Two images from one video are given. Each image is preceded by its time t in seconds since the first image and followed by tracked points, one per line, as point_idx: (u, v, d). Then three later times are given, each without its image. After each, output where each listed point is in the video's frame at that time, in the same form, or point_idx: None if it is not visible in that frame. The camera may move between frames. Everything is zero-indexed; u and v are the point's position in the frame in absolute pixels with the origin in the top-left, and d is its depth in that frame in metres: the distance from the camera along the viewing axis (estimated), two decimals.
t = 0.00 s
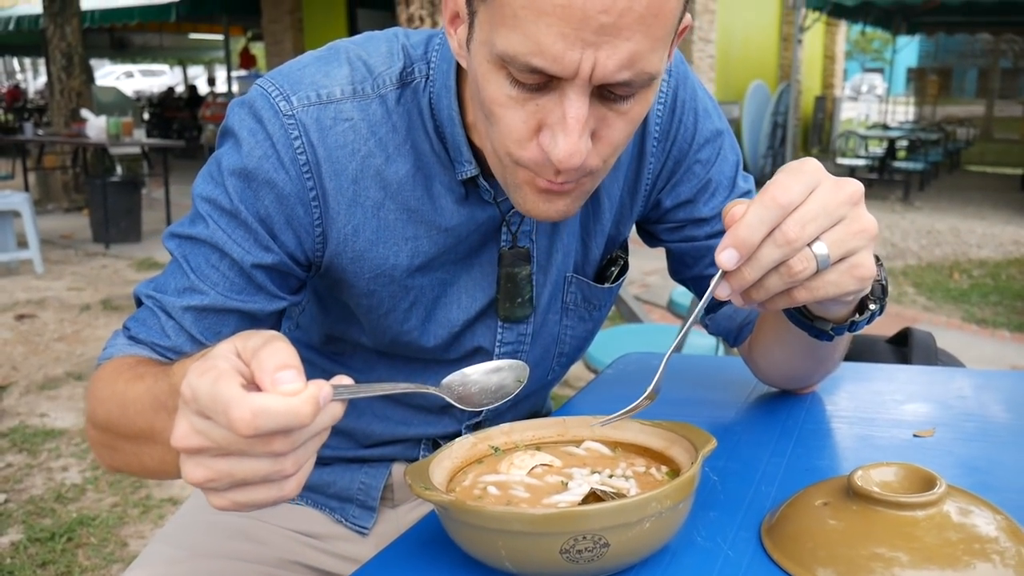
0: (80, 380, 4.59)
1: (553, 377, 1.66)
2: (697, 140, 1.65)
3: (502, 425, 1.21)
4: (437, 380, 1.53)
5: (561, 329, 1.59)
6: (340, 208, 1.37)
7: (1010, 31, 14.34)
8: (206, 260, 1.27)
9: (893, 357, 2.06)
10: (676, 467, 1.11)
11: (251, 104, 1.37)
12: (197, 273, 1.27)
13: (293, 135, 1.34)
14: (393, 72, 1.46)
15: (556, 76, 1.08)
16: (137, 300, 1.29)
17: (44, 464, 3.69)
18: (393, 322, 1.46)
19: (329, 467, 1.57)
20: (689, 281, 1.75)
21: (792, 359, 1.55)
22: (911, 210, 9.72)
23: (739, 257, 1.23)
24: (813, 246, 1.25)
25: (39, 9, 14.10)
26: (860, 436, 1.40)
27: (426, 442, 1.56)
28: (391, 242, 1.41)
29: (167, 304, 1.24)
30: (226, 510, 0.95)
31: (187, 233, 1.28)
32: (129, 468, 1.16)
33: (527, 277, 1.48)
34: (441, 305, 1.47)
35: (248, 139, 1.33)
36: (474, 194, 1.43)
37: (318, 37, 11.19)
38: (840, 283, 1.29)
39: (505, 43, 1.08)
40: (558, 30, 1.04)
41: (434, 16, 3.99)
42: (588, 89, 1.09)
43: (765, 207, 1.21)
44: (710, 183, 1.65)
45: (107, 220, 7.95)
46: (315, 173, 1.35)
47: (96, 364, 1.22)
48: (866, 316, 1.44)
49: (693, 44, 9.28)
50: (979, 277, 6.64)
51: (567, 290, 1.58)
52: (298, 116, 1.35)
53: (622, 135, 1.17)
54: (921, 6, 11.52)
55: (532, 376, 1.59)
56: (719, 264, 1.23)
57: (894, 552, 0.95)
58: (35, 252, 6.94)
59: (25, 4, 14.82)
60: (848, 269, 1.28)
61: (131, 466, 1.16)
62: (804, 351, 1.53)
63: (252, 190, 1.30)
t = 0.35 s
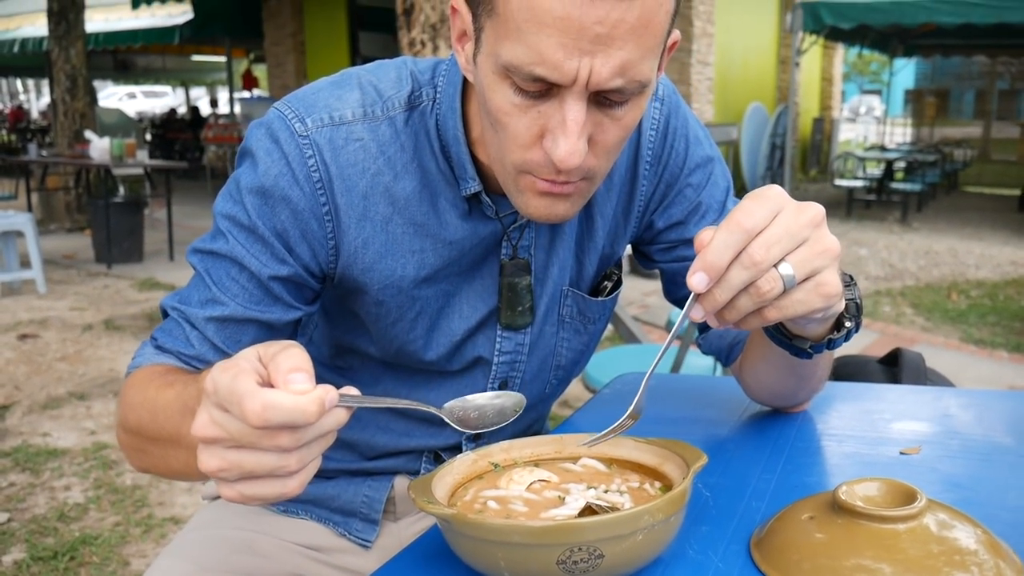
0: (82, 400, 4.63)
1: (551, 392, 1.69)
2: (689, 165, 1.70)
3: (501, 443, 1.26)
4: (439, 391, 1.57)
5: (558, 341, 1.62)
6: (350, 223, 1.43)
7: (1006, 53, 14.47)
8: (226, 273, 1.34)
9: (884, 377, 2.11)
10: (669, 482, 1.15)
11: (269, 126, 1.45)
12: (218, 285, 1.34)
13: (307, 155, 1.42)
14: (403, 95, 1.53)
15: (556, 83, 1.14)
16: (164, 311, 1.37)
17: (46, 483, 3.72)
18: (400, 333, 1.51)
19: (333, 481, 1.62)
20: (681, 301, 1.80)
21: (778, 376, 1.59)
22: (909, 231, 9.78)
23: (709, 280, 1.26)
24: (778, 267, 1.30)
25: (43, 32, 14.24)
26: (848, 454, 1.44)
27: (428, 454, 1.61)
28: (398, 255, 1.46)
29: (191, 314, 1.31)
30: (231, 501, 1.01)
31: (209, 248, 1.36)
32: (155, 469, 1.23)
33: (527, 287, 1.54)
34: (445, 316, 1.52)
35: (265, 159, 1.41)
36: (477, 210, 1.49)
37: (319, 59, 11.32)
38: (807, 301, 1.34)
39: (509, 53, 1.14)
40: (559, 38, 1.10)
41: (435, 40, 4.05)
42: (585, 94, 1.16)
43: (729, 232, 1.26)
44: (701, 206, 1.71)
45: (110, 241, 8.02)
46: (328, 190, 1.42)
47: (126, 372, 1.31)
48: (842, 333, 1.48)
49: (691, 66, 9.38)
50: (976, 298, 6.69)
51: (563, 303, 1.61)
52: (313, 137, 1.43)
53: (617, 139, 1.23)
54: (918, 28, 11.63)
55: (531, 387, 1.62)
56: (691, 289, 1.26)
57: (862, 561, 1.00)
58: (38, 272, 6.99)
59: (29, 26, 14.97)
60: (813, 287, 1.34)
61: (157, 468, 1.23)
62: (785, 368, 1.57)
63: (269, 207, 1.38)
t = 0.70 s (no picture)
0: (90, 422, 4.67)
1: (556, 407, 1.72)
2: (688, 187, 1.75)
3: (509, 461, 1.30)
4: (449, 404, 1.61)
5: (562, 353, 1.65)
6: (361, 239, 1.48)
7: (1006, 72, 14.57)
8: (252, 293, 1.41)
9: (885, 395, 2.15)
10: (674, 498, 1.19)
11: (285, 150, 1.51)
12: (245, 307, 1.41)
13: (321, 176, 1.48)
14: (411, 117, 1.59)
15: (567, 45, 1.25)
16: (196, 333, 1.45)
17: (55, 505, 3.76)
18: (410, 346, 1.55)
19: (346, 496, 1.65)
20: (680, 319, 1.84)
21: (764, 402, 1.65)
22: (911, 250, 9.83)
23: (670, 336, 1.28)
24: (739, 321, 1.33)
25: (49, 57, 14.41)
26: (849, 470, 1.47)
27: (438, 468, 1.66)
28: (408, 270, 1.51)
29: (222, 335, 1.39)
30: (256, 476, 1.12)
31: (233, 270, 1.43)
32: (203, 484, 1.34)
33: (529, 295, 1.57)
34: (454, 328, 1.56)
35: (280, 181, 1.46)
36: (483, 224, 1.54)
37: (324, 82, 11.44)
38: (771, 351, 1.38)
39: (527, 20, 1.25)
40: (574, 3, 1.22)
41: (438, 65, 4.13)
42: (596, 59, 1.25)
43: (686, 291, 1.29)
44: (700, 226, 1.75)
45: (116, 264, 8.08)
46: (341, 208, 1.48)
47: (167, 392, 1.40)
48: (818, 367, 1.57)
49: (692, 88, 9.47)
50: (979, 316, 6.72)
51: (567, 316, 1.64)
52: (325, 159, 1.49)
53: (622, 116, 1.31)
54: (917, 49, 11.75)
55: (538, 399, 1.65)
56: (654, 346, 1.29)
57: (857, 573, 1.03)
58: (45, 295, 7.04)
59: (35, 52, 15.14)
60: (778, 336, 1.38)
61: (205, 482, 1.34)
62: (772, 400, 1.63)
63: (287, 227, 1.44)
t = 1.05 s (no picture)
0: (97, 432, 4.70)
1: (559, 416, 1.74)
2: (689, 201, 1.78)
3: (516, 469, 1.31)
4: (454, 412, 1.62)
5: (565, 360, 1.67)
6: (370, 249, 1.51)
7: (1012, 82, 14.57)
8: (268, 308, 1.46)
9: (888, 405, 2.17)
10: (677, 505, 1.21)
11: (293, 163, 1.54)
12: (262, 321, 1.46)
13: (329, 188, 1.51)
14: (416, 129, 1.62)
15: (573, 26, 1.32)
16: (218, 348, 1.50)
17: (63, 514, 3.78)
18: (416, 356, 1.57)
19: (352, 505, 1.67)
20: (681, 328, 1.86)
21: (770, 408, 1.66)
22: (918, 259, 9.82)
23: (687, 330, 1.32)
24: (752, 317, 1.34)
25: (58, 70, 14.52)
26: (851, 479, 1.49)
27: (443, 476, 1.68)
28: (414, 278, 1.53)
29: (242, 350, 1.44)
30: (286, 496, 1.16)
31: (249, 285, 1.47)
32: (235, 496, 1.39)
33: (525, 298, 1.58)
34: (459, 336, 1.58)
35: (289, 195, 1.50)
36: (488, 234, 1.57)
37: (330, 94, 11.52)
38: (781, 347, 1.39)
39: (536, 4, 1.33)
40: None
41: (445, 76, 4.17)
42: (602, 39, 1.32)
43: (703, 283, 1.31)
44: (701, 239, 1.78)
45: (124, 274, 8.13)
46: (350, 218, 1.51)
47: (195, 407, 1.45)
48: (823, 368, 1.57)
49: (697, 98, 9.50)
50: (986, 325, 6.72)
51: (570, 324, 1.66)
52: (333, 171, 1.52)
53: (624, 104, 1.36)
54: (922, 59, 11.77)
55: (541, 406, 1.67)
56: (672, 338, 1.33)
57: None
58: (53, 306, 7.09)
59: (44, 65, 15.27)
60: (785, 332, 1.39)
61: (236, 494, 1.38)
62: (777, 404, 1.64)
63: (298, 240, 1.47)
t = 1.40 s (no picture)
0: (103, 433, 4.73)
1: (562, 420, 1.76)
2: (690, 208, 1.81)
3: (520, 468, 1.34)
4: (458, 417, 1.65)
5: (566, 367, 1.70)
6: (372, 259, 1.54)
7: (1015, 86, 14.62)
8: (274, 317, 1.49)
9: (887, 407, 2.20)
10: (676, 505, 1.24)
11: (296, 175, 1.57)
12: (268, 329, 1.49)
13: (332, 201, 1.54)
14: (417, 140, 1.64)
15: (577, 102, 1.25)
16: (226, 354, 1.53)
17: (69, 515, 3.81)
18: (418, 362, 1.61)
19: (357, 504, 1.70)
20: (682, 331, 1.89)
21: (767, 413, 1.68)
22: (921, 263, 9.83)
23: (684, 343, 1.35)
24: (748, 331, 1.38)
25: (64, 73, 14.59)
26: (850, 480, 1.52)
27: (447, 476, 1.71)
28: (417, 287, 1.56)
29: (249, 357, 1.47)
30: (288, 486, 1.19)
31: (255, 294, 1.51)
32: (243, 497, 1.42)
33: (532, 308, 1.62)
34: (462, 342, 1.61)
35: (292, 207, 1.53)
36: (489, 243, 1.59)
37: (335, 96, 11.58)
38: (778, 360, 1.42)
39: (533, 71, 1.26)
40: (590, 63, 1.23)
41: (449, 80, 4.20)
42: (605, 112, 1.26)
43: (699, 298, 1.34)
44: (702, 245, 1.80)
45: (129, 277, 8.17)
46: (352, 229, 1.54)
47: (205, 410, 1.49)
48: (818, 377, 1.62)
49: (701, 102, 9.53)
50: (989, 329, 6.74)
51: (571, 331, 1.69)
52: (335, 184, 1.55)
53: (628, 154, 1.33)
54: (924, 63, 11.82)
55: (543, 411, 1.70)
56: (669, 351, 1.35)
57: None
58: (60, 308, 7.13)
59: (50, 67, 15.35)
60: (782, 345, 1.42)
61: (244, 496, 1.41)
62: (775, 409, 1.67)
63: (302, 251, 1.51)
